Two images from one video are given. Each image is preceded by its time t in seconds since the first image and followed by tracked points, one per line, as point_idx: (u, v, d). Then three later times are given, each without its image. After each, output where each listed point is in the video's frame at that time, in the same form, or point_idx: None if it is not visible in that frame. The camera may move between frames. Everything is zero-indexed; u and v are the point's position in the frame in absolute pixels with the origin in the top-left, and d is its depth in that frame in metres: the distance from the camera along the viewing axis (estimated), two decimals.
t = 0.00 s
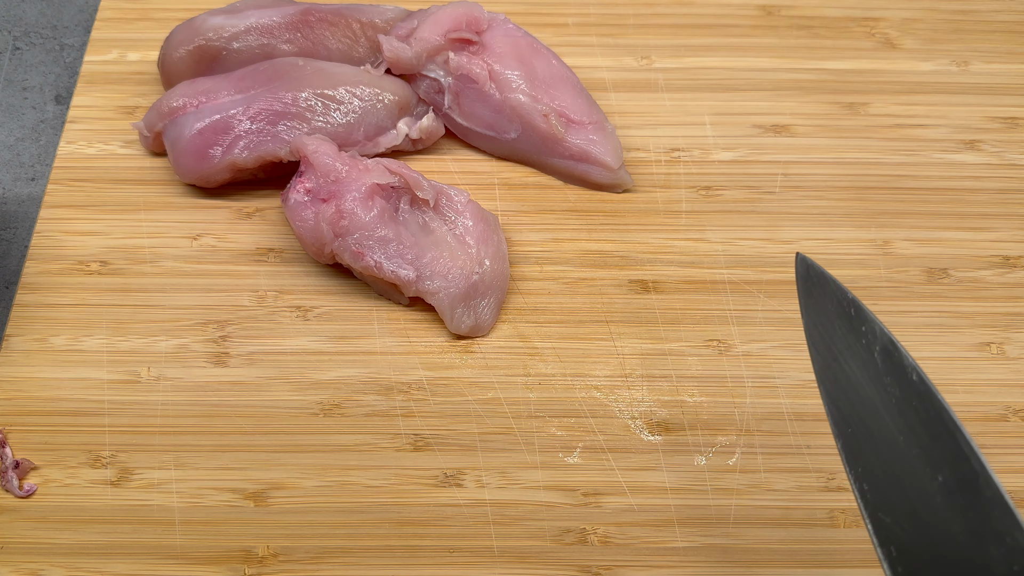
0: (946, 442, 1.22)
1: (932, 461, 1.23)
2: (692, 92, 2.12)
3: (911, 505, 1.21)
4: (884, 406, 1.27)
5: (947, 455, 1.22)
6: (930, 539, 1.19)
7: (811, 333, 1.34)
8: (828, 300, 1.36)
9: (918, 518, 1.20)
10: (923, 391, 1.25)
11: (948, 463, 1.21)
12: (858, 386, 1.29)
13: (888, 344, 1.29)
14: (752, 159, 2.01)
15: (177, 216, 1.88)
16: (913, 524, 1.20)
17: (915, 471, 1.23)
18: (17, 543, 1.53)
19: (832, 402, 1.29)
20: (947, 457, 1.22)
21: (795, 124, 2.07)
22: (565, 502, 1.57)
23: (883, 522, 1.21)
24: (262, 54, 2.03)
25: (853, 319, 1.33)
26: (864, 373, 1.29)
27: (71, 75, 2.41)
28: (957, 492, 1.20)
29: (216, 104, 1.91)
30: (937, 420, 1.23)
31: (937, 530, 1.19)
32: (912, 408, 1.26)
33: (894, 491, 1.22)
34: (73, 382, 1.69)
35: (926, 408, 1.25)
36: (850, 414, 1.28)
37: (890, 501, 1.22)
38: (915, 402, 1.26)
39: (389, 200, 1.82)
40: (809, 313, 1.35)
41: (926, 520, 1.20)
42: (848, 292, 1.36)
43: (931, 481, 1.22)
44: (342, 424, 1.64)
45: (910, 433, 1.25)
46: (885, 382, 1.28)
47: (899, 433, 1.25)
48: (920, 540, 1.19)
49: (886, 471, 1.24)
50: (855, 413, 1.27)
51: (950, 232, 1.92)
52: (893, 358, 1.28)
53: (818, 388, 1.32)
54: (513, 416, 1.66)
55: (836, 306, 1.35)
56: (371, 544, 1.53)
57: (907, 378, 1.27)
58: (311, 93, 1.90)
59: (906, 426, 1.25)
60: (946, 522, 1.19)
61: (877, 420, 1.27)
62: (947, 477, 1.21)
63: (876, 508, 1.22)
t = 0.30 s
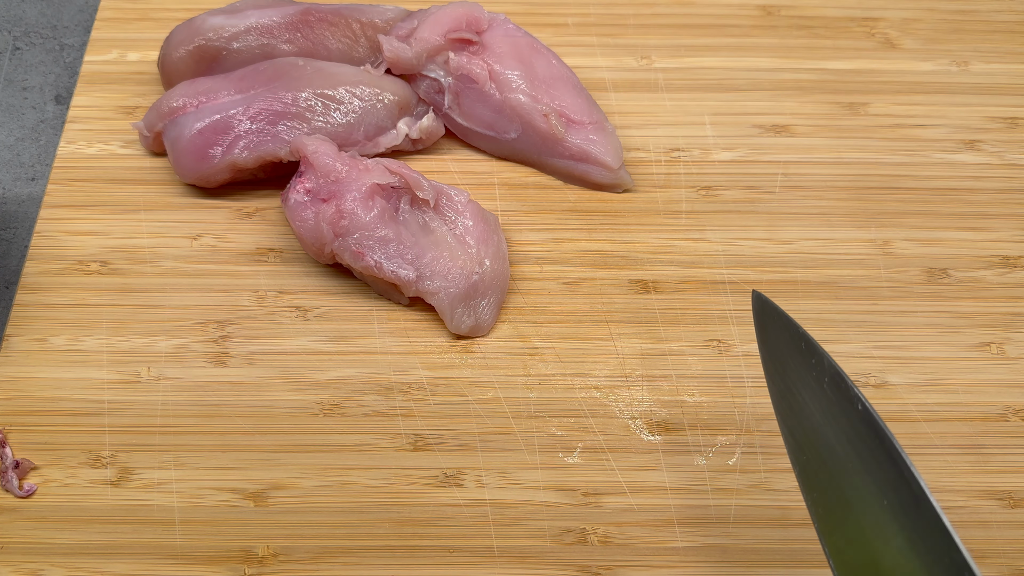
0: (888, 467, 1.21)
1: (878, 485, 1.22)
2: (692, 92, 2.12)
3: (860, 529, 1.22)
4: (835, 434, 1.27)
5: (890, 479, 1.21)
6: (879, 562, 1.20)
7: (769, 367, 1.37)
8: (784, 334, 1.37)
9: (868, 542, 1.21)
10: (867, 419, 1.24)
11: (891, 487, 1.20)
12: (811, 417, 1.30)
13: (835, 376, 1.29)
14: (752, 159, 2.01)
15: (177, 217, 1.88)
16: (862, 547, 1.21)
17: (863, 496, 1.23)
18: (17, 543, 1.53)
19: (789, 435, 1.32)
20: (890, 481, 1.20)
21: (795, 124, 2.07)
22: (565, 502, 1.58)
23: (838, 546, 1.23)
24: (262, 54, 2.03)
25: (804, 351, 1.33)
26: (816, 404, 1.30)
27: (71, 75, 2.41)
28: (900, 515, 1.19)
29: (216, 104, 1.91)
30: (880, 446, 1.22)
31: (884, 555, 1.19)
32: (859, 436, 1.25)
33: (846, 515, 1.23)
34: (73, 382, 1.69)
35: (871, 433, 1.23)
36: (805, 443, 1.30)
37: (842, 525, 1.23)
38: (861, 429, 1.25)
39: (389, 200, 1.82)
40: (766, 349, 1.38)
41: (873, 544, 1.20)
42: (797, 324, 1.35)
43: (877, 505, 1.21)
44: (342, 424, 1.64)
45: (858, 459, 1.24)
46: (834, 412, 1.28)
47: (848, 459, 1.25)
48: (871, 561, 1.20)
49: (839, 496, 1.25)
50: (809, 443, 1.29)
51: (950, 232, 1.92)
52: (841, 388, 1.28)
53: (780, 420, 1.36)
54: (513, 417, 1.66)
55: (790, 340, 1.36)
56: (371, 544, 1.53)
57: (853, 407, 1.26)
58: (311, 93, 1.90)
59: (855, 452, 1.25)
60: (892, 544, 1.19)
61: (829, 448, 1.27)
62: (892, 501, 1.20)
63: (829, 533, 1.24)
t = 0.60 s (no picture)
0: (891, 484, 1.22)
1: (879, 502, 1.22)
2: (692, 92, 2.12)
3: (860, 545, 1.21)
4: (836, 451, 1.27)
5: (891, 496, 1.21)
6: None
7: (769, 383, 1.37)
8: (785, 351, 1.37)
9: (868, 558, 1.21)
10: (869, 437, 1.25)
11: (893, 504, 1.21)
12: (813, 434, 1.30)
13: (837, 393, 1.30)
14: (752, 159, 2.01)
15: (177, 217, 1.88)
16: (862, 564, 1.21)
17: (863, 512, 1.23)
18: (17, 543, 1.53)
19: (790, 451, 1.31)
20: (891, 498, 1.21)
21: (795, 124, 2.07)
22: (565, 502, 1.58)
23: (840, 562, 1.22)
24: (262, 54, 2.03)
25: (805, 368, 1.34)
26: (817, 421, 1.30)
27: (71, 75, 2.41)
28: (901, 532, 1.19)
29: (216, 104, 1.91)
30: (883, 464, 1.23)
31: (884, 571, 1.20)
32: (861, 453, 1.26)
33: (847, 530, 1.23)
34: (73, 382, 1.69)
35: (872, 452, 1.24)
36: (806, 459, 1.29)
37: (843, 542, 1.22)
38: (862, 446, 1.26)
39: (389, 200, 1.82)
40: (766, 365, 1.38)
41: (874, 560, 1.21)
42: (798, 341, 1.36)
43: (877, 521, 1.21)
44: (342, 424, 1.64)
45: (858, 475, 1.25)
46: (836, 429, 1.28)
47: (849, 476, 1.25)
48: None
49: (840, 512, 1.24)
50: (810, 459, 1.29)
51: (949, 232, 1.92)
52: (842, 406, 1.29)
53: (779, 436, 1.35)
54: (513, 417, 1.66)
55: (791, 356, 1.36)
56: (370, 544, 1.53)
57: (855, 425, 1.27)
58: (311, 93, 1.90)
59: (856, 469, 1.25)
60: (892, 561, 1.19)
61: (830, 465, 1.27)
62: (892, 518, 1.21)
63: (829, 549, 1.23)
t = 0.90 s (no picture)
0: (874, 465, 1.22)
1: (863, 483, 1.22)
2: (692, 92, 2.12)
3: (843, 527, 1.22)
4: (818, 432, 1.27)
5: (875, 478, 1.21)
6: (862, 559, 1.20)
7: (752, 363, 1.36)
8: (766, 330, 1.36)
9: (851, 539, 1.21)
10: (852, 417, 1.24)
11: (877, 485, 1.21)
12: (795, 414, 1.29)
13: (820, 372, 1.29)
14: (752, 159, 2.01)
15: (177, 217, 1.88)
16: (844, 544, 1.21)
17: (847, 494, 1.23)
18: (17, 543, 1.53)
19: (773, 432, 1.31)
20: (875, 480, 1.21)
21: (795, 124, 2.07)
22: (565, 501, 1.58)
23: (822, 543, 1.22)
24: (262, 54, 2.03)
25: (787, 347, 1.33)
26: (799, 401, 1.29)
27: (71, 76, 2.41)
28: (886, 514, 1.20)
29: (216, 104, 1.91)
30: (866, 445, 1.22)
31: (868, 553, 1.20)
32: (844, 433, 1.25)
33: (831, 512, 1.23)
34: (73, 382, 1.69)
35: (856, 432, 1.23)
36: (790, 441, 1.29)
37: (827, 523, 1.23)
38: (846, 427, 1.25)
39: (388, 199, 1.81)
40: (749, 345, 1.37)
41: (858, 541, 1.20)
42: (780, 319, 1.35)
43: (861, 502, 1.22)
44: (342, 424, 1.64)
45: (841, 457, 1.24)
46: (819, 409, 1.28)
47: (832, 457, 1.25)
48: (854, 558, 1.21)
49: (824, 494, 1.24)
50: (793, 440, 1.29)
51: (949, 232, 1.92)
52: (825, 385, 1.28)
53: (764, 417, 1.35)
54: (513, 416, 1.66)
55: (772, 336, 1.35)
56: (370, 544, 1.53)
57: (837, 405, 1.26)
58: (311, 93, 1.90)
59: (839, 450, 1.25)
60: (875, 542, 1.19)
61: (813, 446, 1.27)
62: (876, 499, 1.21)
63: (812, 530, 1.23)
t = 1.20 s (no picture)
0: (908, 459, 1.22)
1: (895, 477, 1.22)
2: (692, 92, 2.12)
3: (874, 521, 1.21)
4: (850, 426, 1.27)
5: (908, 472, 1.22)
6: (892, 554, 1.19)
7: (781, 355, 1.36)
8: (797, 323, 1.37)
9: (882, 534, 1.20)
10: (885, 410, 1.25)
11: (909, 479, 1.21)
12: (826, 407, 1.29)
13: (853, 366, 1.29)
14: (752, 159, 2.01)
15: (177, 217, 1.88)
16: (876, 539, 1.20)
17: (877, 489, 1.23)
18: (17, 543, 1.53)
19: (802, 425, 1.30)
20: (907, 473, 1.22)
21: (795, 124, 2.07)
22: (565, 501, 1.58)
23: (853, 537, 1.21)
24: (262, 54, 2.03)
25: (819, 340, 1.34)
26: (831, 395, 1.30)
27: (71, 75, 2.41)
28: (919, 508, 1.20)
29: (216, 104, 1.91)
30: (899, 439, 1.23)
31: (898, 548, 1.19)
32: (876, 428, 1.26)
33: (861, 506, 1.23)
34: (73, 381, 1.69)
35: (889, 426, 1.25)
36: (821, 434, 1.29)
37: (858, 517, 1.22)
38: (878, 422, 1.26)
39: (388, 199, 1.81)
40: (779, 338, 1.36)
41: (889, 536, 1.20)
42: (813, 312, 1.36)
43: (893, 497, 1.22)
44: (342, 424, 1.64)
45: (874, 451, 1.25)
46: (851, 402, 1.28)
47: (864, 451, 1.25)
48: (885, 555, 1.20)
49: (855, 488, 1.24)
50: (824, 433, 1.28)
51: (949, 232, 1.92)
52: (857, 379, 1.29)
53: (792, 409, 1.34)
54: (513, 417, 1.66)
55: (803, 329, 1.36)
56: (370, 544, 1.53)
57: (870, 399, 1.27)
58: (311, 93, 1.90)
59: (871, 444, 1.25)
60: (907, 537, 1.19)
61: (844, 440, 1.27)
62: (908, 494, 1.21)
63: (843, 524, 1.22)
